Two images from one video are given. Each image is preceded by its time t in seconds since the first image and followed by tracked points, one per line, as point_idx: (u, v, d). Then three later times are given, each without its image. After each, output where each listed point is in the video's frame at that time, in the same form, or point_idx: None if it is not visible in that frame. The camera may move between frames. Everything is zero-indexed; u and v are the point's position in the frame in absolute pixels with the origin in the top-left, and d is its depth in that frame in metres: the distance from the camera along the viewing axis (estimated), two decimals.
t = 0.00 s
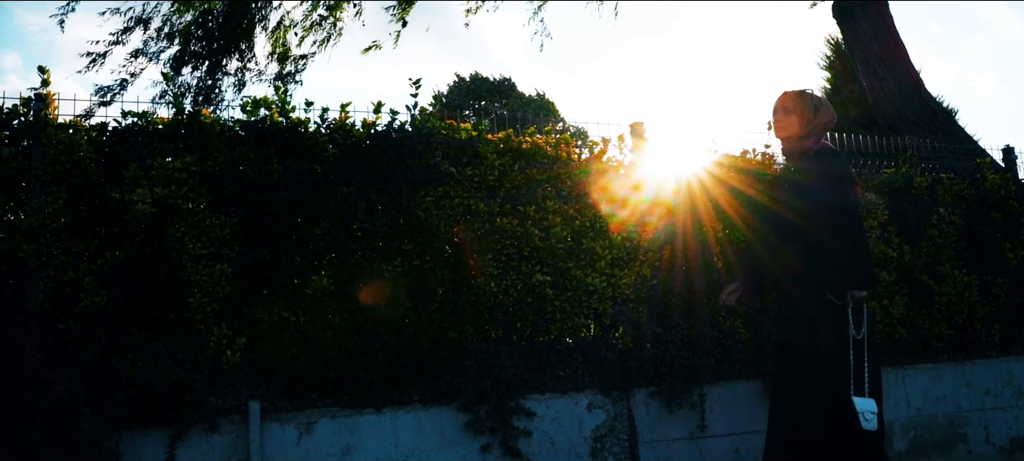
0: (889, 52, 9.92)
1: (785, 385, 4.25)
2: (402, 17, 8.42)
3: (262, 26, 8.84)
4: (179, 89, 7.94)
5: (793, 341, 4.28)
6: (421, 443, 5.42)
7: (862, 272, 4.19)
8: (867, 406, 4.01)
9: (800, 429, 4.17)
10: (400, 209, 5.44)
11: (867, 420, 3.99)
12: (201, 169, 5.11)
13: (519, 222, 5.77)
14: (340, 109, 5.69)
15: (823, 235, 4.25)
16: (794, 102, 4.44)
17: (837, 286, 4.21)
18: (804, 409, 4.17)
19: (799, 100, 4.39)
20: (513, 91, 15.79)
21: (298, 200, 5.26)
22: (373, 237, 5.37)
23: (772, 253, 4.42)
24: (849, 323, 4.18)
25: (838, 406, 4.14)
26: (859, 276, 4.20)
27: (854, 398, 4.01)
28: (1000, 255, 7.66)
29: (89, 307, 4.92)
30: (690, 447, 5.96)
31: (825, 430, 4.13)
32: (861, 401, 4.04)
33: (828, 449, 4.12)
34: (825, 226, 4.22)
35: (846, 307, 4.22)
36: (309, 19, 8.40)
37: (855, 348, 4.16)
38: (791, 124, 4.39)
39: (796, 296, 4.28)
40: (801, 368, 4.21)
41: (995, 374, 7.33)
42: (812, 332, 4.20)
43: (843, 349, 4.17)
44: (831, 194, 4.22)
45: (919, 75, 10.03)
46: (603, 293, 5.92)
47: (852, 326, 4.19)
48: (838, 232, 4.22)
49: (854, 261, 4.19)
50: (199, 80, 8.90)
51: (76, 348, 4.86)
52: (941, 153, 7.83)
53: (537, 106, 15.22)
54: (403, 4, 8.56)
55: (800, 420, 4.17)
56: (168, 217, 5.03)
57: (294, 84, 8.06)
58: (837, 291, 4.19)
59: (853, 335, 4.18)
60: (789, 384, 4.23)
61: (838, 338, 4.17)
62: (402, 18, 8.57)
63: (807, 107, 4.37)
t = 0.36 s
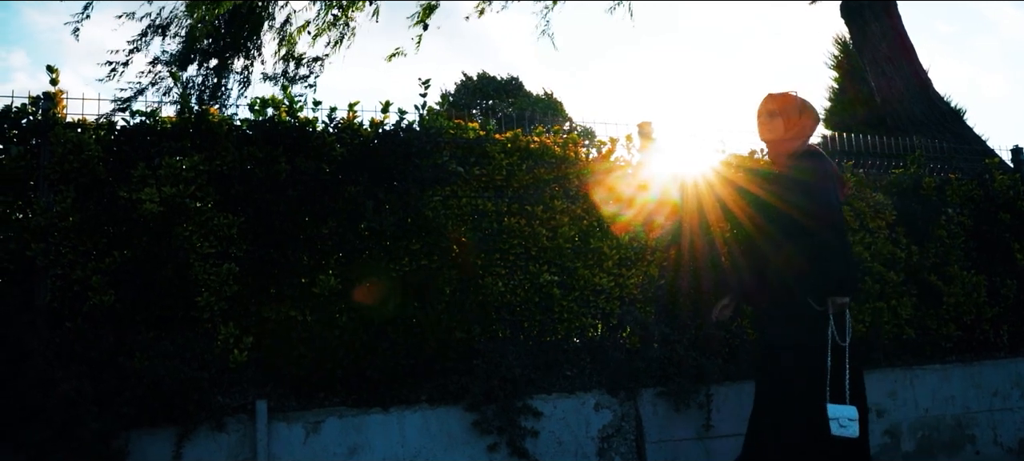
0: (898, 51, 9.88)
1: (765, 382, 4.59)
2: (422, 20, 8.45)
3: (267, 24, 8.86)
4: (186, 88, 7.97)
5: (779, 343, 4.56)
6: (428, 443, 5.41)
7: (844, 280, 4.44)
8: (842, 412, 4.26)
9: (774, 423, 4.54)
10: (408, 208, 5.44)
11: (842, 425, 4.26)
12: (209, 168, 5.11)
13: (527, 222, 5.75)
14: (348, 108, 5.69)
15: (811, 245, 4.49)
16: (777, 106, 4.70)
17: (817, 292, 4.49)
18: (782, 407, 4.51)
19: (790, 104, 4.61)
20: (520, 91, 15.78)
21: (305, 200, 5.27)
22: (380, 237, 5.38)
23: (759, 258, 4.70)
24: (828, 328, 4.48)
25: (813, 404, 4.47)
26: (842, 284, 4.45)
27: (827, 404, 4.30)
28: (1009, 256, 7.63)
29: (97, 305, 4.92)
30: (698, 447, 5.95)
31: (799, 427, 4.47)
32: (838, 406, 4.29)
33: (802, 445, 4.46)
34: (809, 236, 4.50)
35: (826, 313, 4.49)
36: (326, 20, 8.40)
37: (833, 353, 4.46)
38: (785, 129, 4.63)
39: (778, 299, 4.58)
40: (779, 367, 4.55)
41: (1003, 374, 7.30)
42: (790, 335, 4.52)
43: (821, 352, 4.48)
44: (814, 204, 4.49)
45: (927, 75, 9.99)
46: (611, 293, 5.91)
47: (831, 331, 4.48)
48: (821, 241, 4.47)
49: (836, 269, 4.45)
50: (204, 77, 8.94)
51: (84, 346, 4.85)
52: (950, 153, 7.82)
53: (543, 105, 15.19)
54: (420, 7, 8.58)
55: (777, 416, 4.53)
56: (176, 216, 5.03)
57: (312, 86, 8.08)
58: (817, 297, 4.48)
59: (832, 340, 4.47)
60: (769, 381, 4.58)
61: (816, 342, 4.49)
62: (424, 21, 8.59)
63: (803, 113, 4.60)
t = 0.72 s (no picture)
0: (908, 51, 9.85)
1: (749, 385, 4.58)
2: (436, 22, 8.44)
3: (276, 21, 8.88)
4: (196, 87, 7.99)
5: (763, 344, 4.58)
6: (435, 442, 5.43)
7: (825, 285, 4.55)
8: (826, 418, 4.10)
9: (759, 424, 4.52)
10: (416, 207, 5.44)
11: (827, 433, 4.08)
12: (218, 167, 5.11)
13: (535, 222, 5.75)
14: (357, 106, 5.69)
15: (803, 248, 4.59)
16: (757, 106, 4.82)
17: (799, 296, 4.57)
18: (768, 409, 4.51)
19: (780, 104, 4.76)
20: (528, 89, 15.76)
21: (313, 198, 5.27)
22: (388, 236, 5.38)
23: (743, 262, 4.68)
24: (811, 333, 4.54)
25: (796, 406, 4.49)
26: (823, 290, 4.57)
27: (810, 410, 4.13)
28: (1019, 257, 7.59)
29: (105, 304, 4.92)
30: (705, 447, 5.95)
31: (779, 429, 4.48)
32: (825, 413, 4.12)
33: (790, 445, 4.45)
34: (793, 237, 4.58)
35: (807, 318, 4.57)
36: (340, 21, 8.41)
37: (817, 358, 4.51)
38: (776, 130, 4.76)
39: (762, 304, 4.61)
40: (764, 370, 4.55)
41: (1012, 375, 7.28)
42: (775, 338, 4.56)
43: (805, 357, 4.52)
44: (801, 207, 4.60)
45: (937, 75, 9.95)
46: (619, 293, 5.89)
47: (813, 335, 4.54)
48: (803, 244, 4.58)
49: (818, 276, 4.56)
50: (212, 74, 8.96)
51: (92, 344, 4.82)
52: (958, 154, 7.82)
53: (550, 104, 15.18)
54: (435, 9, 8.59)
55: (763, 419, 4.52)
56: (184, 215, 5.04)
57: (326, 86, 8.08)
58: (799, 302, 4.55)
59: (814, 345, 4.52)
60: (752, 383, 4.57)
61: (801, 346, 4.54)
62: (440, 24, 8.60)
63: (790, 115, 4.78)
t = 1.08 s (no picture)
0: (916, 51, 9.81)
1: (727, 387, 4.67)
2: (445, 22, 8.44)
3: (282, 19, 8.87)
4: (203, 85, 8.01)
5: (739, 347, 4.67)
6: (442, 442, 5.44)
7: (795, 283, 4.57)
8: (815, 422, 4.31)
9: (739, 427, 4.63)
10: (423, 207, 5.45)
11: (816, 435, 4.31)
12: (226, 166, 5.12)
13: (542, 221, 5.75)
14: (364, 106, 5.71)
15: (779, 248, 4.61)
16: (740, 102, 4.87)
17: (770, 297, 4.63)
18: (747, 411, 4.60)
19: (764, 100, 4.86)
20: (535, 89, 15.74)
21: (321, 198, 5.29)
22: (395, 235, 5.39)
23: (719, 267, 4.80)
24: (784, 332, 4.60)
25: (775, 408, 4.55)
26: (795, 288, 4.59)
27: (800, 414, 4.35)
28: None
29: (113, 302, 4.93)
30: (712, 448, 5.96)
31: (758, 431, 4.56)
32: (812, 417, 4.31)
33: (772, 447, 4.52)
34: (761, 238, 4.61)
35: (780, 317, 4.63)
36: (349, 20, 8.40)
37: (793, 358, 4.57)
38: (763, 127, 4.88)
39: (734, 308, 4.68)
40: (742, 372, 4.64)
41: (1020, 376, 7.26)
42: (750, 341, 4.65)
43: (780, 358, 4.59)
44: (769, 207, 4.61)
45: (945, 75, 9.92)
46: (626, 293, 5.88)
47: (787, 335, 4.60)
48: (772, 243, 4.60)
49: (788, 274, 4.58)
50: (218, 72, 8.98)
51: (100, 343, 4.85)
52: (968, 155, 7.78)
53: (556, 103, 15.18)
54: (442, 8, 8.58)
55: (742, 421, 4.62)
56: (192, 213, 5.05)
57: (335, 86, 8.07)
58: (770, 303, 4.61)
59: (790, 346, 4.59)
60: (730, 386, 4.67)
61: (777, 346, 4.60)
62: (447, 22, 8.59)
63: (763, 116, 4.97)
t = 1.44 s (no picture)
0: (923, 50, 9.78)
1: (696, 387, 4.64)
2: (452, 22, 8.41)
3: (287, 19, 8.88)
4: (208, 86, 8.01)
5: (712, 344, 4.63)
6: (450, 441, 5.43)
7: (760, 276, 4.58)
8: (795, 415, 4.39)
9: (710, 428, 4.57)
10: (431, 207, 5.45)
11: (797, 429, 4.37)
12: (234, 166, 5.12)
13: (550, 221, 5.74)
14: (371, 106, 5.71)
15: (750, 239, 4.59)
16: (731, 94, 4.81)
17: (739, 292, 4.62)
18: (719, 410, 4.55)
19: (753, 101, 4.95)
20: (541, 88, 15.71)
21: (329, 198, 5.29)
22: (403, 235, 5.39)
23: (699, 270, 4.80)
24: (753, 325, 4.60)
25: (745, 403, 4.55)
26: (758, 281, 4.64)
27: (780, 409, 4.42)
28: None
29: (121, 302, 4.94)
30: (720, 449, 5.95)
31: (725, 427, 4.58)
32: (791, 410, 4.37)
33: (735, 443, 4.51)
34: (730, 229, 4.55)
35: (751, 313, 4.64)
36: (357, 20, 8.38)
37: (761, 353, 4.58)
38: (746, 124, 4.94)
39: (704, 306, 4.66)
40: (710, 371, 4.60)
41: None
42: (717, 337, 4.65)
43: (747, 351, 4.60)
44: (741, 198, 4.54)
45: (953, 74, 9.88)
46: (633, 293, 5.87)
47: (757, 331, 4.62)
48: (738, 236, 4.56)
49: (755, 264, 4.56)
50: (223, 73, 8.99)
51: (109, 343, 4.86)
52: (975, 155, 7.77)
53: (562, 103, 15.16)
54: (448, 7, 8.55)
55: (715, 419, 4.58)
56: (200, 213, 5.06)
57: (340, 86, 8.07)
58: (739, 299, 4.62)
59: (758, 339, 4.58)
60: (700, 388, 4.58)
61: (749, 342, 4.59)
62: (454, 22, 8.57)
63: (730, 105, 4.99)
